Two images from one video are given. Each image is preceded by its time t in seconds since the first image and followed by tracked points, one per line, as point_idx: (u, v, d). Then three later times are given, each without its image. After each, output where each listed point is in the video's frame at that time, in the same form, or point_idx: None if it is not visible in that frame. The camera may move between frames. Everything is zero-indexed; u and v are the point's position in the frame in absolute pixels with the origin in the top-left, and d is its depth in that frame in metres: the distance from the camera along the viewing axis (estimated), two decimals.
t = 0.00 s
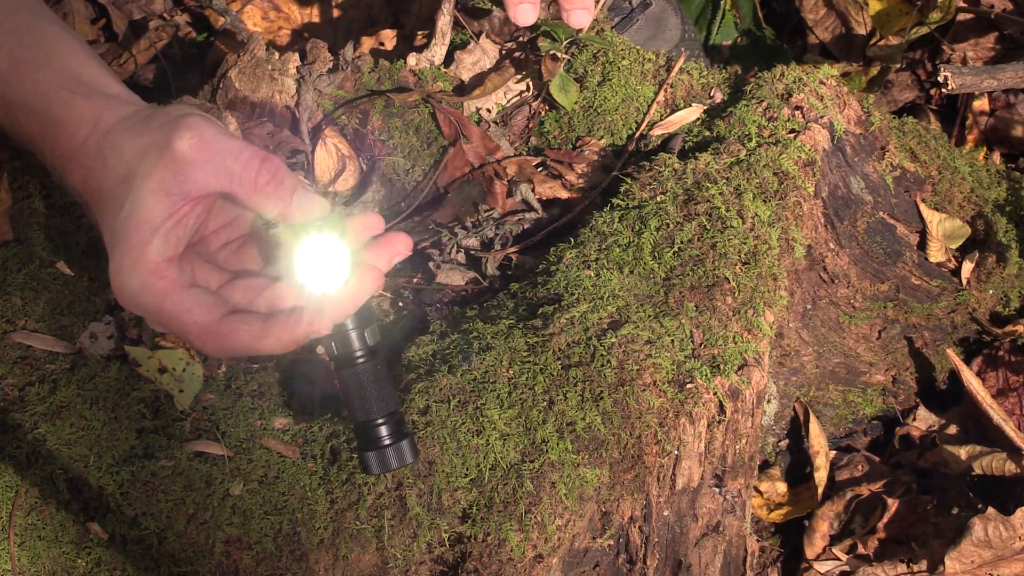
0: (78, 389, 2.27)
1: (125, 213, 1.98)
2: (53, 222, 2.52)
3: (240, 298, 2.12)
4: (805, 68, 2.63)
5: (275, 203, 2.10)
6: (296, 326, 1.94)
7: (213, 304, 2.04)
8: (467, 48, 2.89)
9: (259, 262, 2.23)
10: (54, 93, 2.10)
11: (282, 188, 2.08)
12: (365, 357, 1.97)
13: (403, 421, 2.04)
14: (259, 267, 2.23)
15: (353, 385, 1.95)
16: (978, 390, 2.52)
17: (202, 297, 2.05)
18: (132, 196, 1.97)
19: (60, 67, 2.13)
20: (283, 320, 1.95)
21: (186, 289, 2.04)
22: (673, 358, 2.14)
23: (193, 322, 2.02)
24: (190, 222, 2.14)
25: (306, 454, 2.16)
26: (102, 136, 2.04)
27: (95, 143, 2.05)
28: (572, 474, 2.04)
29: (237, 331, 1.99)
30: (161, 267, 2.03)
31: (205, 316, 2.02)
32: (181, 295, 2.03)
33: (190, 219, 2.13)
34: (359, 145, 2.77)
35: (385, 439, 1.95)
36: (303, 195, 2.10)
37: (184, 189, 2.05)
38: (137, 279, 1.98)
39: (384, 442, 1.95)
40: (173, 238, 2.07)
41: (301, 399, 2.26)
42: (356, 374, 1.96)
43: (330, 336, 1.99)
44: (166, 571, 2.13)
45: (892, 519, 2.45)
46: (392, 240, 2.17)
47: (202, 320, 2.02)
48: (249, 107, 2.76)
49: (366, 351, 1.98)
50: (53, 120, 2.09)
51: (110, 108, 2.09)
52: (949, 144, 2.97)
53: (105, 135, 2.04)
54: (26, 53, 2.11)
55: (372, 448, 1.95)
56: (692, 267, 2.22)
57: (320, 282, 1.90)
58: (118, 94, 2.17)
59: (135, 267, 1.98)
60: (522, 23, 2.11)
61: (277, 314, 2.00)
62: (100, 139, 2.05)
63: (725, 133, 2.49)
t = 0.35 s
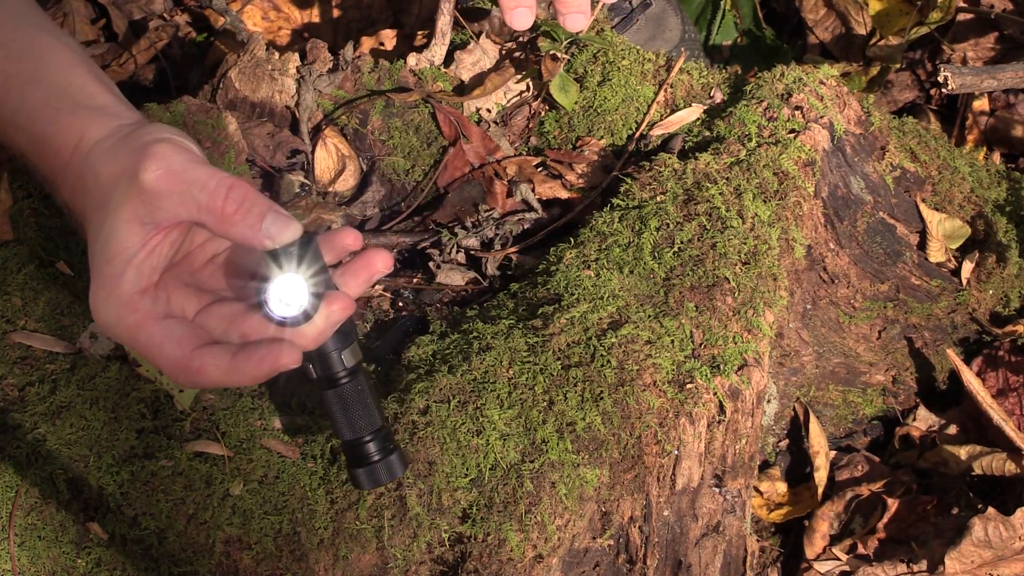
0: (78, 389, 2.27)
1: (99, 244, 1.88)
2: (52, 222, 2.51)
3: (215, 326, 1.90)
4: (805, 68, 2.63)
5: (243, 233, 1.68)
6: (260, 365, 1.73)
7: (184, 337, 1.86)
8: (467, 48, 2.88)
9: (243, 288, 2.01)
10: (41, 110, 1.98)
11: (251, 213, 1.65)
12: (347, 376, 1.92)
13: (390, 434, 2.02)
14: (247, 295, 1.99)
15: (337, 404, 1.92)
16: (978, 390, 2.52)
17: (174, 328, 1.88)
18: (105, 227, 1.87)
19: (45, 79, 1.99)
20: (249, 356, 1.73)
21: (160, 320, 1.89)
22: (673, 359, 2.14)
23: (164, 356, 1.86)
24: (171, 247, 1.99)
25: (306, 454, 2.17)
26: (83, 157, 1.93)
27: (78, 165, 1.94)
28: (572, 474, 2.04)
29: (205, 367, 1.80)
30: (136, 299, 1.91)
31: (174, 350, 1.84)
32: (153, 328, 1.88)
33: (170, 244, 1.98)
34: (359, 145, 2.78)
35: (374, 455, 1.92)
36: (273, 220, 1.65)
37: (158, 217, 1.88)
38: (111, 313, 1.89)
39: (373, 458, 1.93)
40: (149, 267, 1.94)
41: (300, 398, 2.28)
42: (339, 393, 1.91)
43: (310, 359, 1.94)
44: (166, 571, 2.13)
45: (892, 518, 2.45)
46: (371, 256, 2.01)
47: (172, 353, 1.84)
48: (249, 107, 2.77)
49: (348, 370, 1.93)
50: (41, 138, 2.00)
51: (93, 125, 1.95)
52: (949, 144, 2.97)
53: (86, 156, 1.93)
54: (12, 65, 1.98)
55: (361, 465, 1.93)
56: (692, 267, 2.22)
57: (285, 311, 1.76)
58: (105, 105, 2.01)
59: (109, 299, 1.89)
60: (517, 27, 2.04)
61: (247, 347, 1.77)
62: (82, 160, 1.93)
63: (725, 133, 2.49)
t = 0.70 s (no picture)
0: (78, 389, 2.27)
1: (97, 254, 1.88)
2: (52, 223, 2.51)
3: (213, 336, 1.90)
4: (805, 68, 2.63)
5: (242, 245, 1.69)
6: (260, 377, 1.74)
7: (183, 348, 1.86)
8: (467, 48, 2.88)
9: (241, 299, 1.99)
10: (39, 121, 2.00)
11: (250, 224, 1.66)
12: (345, 388, 1.89)
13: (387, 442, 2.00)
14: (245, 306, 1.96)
15: (335, 416, 1.89)
16: (978, 390, 2.52)
17: (173, 338, 1.88)
18: (103, 237, 1.87)
19: (43, 90, 2.01)
20: (247, 367, 1.75)
21: (158, 330, 1.90)
22: (673, 359, 2.14)
23: (163, 367, 1.87)
24: (169, 257, 1.98)
25: (305, 455, 2.18)
26: (81, 167, 1.94)
27: (76, 175, 1.96)
28: (572, 474, 2.04)
29: (204, 377, 1.81)
30: (134, 309, 1.90)
31: (173, 361, 1.85)
32: (152, 339, 1.88)
33: (169, 255, 1.97)
34: (359, 145, 2.78)
35: (371, 467, 1.90)
36: (271, 232, 1.66)
37: (156, 228, 1.87)
38: (109, 324, 1.88)
39: (371, 469, 1.91)
40: (147, 278, 1.94)
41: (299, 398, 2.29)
42: (337, 405, 1.89)
43: (308, 370, 1.90)
44: (165, 571, 2.12)
45: (892, 518, 2.45)
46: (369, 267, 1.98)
47: (170, 363, 1.85)
48: (249, 108, 2.77)
49: (346, 381, 1.90)
50: (39, 148, 2.01)
51: (91, 134, 1.96)
52: (949, 144, 2.96)
53: (84, 166, 1.94)
54: (12, 78, 2.00)
55: (358, 476, 1.91)
56: (692, 267, 2.22)
57: (284, 322, 1.76)
58: (102, 115, 2.02)
59: (107, 310, 1.88)
60: (519, 35, 2.05)
61: (246, 357, 1.78)
62: (80, 170, 1.94)
63: (725, 133, 2.49)
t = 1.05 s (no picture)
0: (78, 389, 2.27)
1: (105, 255, 1.86)
2: (52, 223, 2.51)
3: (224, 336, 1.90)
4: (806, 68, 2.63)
5: (251, 243, 1.70)
6: (273, 372, 1.74)
7: (194, 347, 1.84)
8: (467, 48, 2.88)
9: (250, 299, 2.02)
10: (44, 124, 1.99)
11: (260, 222, 1.68)
12: (354, 387, 1.93)
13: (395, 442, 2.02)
14: (255, 305, 1.98)
15: (345, 416, 1.92)
16: (978, 390, 2.52)
17: (183, 338, 1.85)
18: (113, 237, 1.86)
19: (48, 92, 2.00)
20: (261, 364, 1.74)
21: (168, 330, 1.87)
22: (673, 359, 2.14)
23: (173, 367, 1.83)
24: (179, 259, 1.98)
25: (306, 455, 2.19)
26: (87, 169, 1.93)
27: (81, 177, 1.94)
28: (572, 474, 2.04)
29: (215, 376, 1.79)
30: (143, 310, 1.88)
31: (185, 360, 1.82)
32: (161, 339, 1.85)
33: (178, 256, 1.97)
34: (359, 145, 2.78)
35: (380, 465, 1.92)
36: (280, 230, 1.68)
37: (164, 228, 1.87)
38: (118, 324, 1.86)
39: (380, 468, 1.93)
40: (156, 278, 1.93)
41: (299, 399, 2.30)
42: (347, 405, 1.92)
43: (318, 369, 1.94)
44: (165, 571, 2.12)
45: (892, 518, 2.45)
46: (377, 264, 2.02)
47: (181, 362, 1.81)
48: (249, 107, 2.77)
49: (355, 381, 1.94)
50: (44, 152, 2.00)
51: (97, 137, 1.96)
52: (949, 144, 2.96)
53: (90, 168, 1.93)
54: (15, 81, 1.99)
55: (368, 474, 1.93)
56: (692, 267, 2.22)
57: (296, 320, 1.77)
58: (108, 118, 2.01)
59: (116, 310, 1.86)
60: (521, 37, 2.07)
61: (258, 355, 1.78)
62: (87, 172, 1.93)
63: (725, 133, 2.49)
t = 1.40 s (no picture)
0: (78, 389, 2.27)
1: (116, 243, 1.87)
2: (52, 223, 2.51)
3: (235, 324, 1.94)
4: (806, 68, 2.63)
5: (263, 231, 1.78)
6: (285, 357, 1.79)
7: (206, 334, 1.86)
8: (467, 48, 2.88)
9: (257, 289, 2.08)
10: (50, 116, 1.99)
11: (271, 213, 1.76)
12: (364, 377, 1.95)
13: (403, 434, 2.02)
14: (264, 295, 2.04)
15: (354, 406, 1.93)
16: (979, 390, 2.52)
17: (195, 326, 1.87)
18: (122, 226, 1.87)
19: (54, 87, 2.01)
20: (274, 350, 1.79)
21: (180, 319, 1.88)
22: (673, 359, 2.14)
23: (186, 354, 1.85)
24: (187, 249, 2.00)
25: (306, 454, 2.19)
26: (95, 161, 1.94)
27: (88, 167, 1.95)
28: (572, 474, 2.04)
29: (229, 363, 1.82)
30: (154, 299, 1.90)
31: (197, 347, 1.84)
32: (174, 327, 1.86)
33: (187, 246, 1.99)
34: (359, 145, 2.78)
35: (388, 457, 1.93)
36: (293, 220, 1.77)
37: (177, 216, 1.90)
38: (130, 312, 1.87)
39: (388, 459, 1.93)
40: (166, 267, 1.94)
41: (301, 399, 2.31)
42: (355, 395, 1.94)
43: (328, 360, 1.97)
44: (165, 571, 2.12)
45: (892, 518, 2.45)
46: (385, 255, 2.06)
47: (195, 350, 1.83)
48: (249, 107, 2.77)
49: (364, 371, 1.96)
50: (50, 145, 2.00)
51: (105, 129, 1.96)
52: (949, 144, 2.96)
53: (98, 160, 1.93)
54: (20, 76, 2.00)
55: (376, 467, 1.93)
56: (692, 267, 2.22)
57: (310, 307, 1.80)
58: (114, 112, 2.02)
59: (128, 297, 1.87)
60: (520, 36, 2.06)
61: (270, 342, 1.83)
62: (94, 164, 1.93)
63: (725, 133, 2.49)
